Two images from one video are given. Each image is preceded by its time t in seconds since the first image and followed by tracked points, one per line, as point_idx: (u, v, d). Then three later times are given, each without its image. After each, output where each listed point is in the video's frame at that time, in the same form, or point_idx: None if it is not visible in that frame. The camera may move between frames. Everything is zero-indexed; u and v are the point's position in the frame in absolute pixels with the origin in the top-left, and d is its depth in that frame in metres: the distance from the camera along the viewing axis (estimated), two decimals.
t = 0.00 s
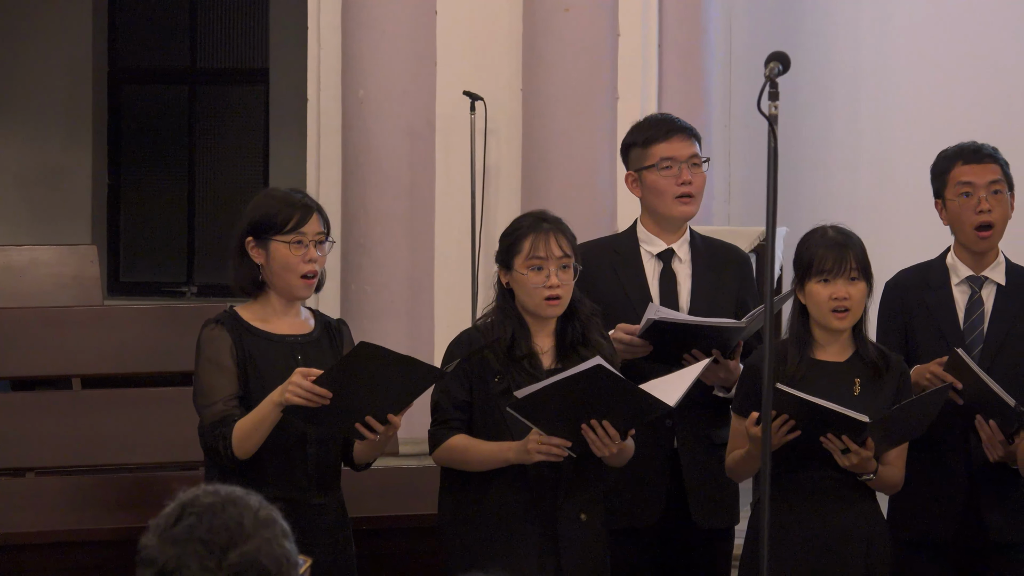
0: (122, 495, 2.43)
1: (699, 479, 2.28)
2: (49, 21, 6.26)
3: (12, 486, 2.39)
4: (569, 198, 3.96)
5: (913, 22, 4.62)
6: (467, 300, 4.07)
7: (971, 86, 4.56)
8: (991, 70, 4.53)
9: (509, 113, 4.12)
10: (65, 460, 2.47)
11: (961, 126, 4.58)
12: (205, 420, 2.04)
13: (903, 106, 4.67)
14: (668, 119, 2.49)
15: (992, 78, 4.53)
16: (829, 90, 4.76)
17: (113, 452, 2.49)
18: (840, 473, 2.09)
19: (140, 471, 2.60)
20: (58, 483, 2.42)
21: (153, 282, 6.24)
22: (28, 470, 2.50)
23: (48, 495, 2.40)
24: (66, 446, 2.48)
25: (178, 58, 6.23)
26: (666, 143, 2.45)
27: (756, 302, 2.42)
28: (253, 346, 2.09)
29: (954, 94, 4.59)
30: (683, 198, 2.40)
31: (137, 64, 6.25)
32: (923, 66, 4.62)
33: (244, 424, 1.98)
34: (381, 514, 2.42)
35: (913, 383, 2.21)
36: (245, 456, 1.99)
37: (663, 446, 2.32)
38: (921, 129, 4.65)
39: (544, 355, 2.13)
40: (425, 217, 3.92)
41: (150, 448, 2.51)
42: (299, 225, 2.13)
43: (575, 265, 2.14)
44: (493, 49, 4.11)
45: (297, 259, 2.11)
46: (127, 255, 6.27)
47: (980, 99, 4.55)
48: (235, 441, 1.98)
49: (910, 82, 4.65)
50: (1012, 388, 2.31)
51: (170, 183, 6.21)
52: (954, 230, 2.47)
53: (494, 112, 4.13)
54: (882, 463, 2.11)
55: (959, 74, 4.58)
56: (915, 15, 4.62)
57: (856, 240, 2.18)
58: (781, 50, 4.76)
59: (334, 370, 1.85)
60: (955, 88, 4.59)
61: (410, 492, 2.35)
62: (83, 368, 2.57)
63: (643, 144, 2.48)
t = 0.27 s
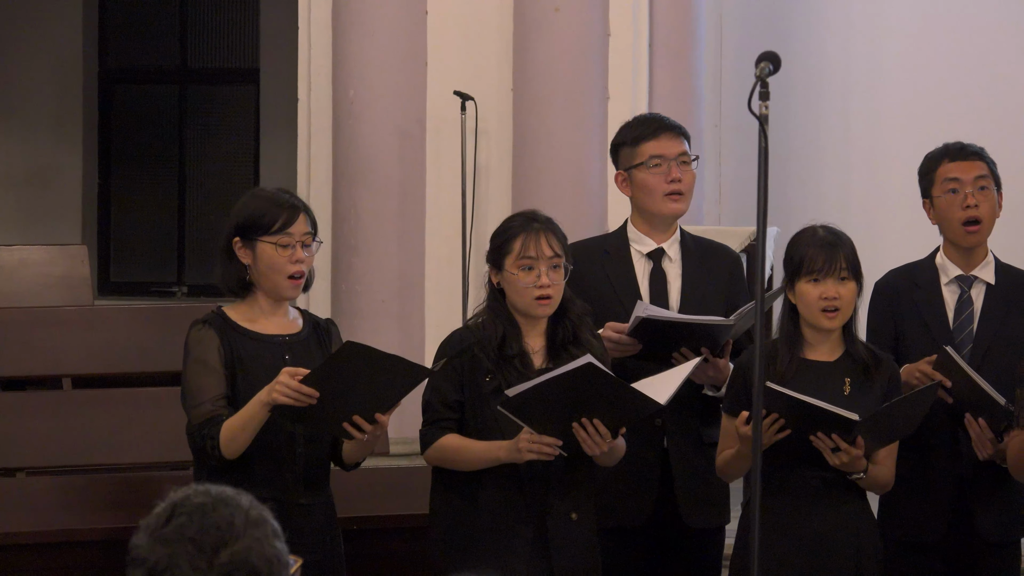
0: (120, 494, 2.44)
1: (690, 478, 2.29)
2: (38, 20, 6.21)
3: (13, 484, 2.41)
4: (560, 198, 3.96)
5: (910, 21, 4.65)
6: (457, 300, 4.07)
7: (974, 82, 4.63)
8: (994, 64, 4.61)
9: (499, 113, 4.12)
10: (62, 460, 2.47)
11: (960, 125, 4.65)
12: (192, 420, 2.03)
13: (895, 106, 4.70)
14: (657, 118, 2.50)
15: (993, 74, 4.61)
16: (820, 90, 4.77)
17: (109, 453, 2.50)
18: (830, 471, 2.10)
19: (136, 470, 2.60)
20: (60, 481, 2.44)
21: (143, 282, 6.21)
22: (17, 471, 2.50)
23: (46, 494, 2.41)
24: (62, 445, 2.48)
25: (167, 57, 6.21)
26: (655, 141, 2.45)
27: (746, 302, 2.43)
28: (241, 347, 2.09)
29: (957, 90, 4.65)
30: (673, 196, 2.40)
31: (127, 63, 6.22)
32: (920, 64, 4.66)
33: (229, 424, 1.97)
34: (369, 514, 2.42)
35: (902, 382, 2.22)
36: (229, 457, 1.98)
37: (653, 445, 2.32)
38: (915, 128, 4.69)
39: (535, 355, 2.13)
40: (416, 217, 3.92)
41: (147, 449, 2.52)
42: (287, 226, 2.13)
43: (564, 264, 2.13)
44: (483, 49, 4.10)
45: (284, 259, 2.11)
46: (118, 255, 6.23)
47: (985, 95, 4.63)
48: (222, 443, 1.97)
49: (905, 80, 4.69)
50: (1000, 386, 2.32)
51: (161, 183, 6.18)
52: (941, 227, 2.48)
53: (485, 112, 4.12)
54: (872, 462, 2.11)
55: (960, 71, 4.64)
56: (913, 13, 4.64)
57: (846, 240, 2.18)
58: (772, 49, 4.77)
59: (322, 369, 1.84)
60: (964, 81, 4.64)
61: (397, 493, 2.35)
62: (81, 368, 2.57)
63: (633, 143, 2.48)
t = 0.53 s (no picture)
0: (115, 494, 2.43)
1: (681, 478, 2.29)
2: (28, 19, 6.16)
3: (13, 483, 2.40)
4: (551, 198, 3.96)
5: (910, 21, 4.67)
6: (447, 301, 4.07)
7: (977, 83, 4.64)
8: (994, 63, 4.62)
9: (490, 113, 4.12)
10: (65, 459, 2.47)
11: (959, 125, 4.67)
12: (181, 419, 2.03)
13: (886, 106, 4.73)
14: (650, 117, 2.50)
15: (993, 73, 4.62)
16: (810, 90, 4.79)
17: (103, 454, 2.49)
18: (820, 471, 2.10)
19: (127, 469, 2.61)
20: (58, 482, 2.44)
21: (136, 282, 6.21)
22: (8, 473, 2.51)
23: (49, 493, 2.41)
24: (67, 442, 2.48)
25: (158, 58, 6.18)
26: (647, 140, 2.45)
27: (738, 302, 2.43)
28: (230, 347, 2.08)
29: (956, 90, 4.66)
30: (665, 194, 2.40)
31: (118, 63, 6.20)
32: (918, 64, 4.68)
33: (217, 424, 1.97)
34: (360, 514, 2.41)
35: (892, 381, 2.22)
36: (218, 457, 1.98)
37: (644, 445, 2.33)
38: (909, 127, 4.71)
39: (526, 355, 2.12)
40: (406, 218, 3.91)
41: (151, 446, 2.51)
42: (274, 227, 2.12)
43: (556, 265, 2.13)
44: (475, 49, 4.10)
45: (272, 260, 2.10)
46: (109, 256, 6.21)
47: (983, 96, 4.64)
48: (210, 443, 1.97)
49: (899, 80, 4.71)
50: (992, 386, 2.33)
51: (152, 184, 6.16)
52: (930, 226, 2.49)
53: (476, 112, 4.12)
54: (863, 462, 2.11)
55: (960, 70, 4.65)
56: (914, 13, 4.67)
57: (835, 240, 2.19)
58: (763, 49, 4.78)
59: (309, 369, 1.84)
60: (962, 83, 4.65)
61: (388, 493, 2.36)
62: (84, 369, 2.57)
63: (626, 142, 2.48)
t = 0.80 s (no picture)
0: (107, 493, 2.43)
1: (672, 478, 2.29)
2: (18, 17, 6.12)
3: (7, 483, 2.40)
4: (542, 198, 3.96)
5: (911, 21, 4.69)
6: (438, 300, 4.06)
7: (978, 85, 4.69)
8: (990, 62, 4.67)
9: (482, 113, 4.12)
10: (64, 458, 2.48)
11: (960, 125, 4.72)
12: (170, 419, 2.02)
13: (878, 106, 4.76)
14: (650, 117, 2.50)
15: (996, 72, 4.67)
16: (802, 91, 4.81)
17: (95, 454, 2.51)
18: (812, 472, 2.10)
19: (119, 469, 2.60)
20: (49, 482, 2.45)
21: (125, 285, 6.13)
22: None
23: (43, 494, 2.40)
24: (66, 441, 2.50)
25: (149, 58, 6.08)
26: (647, 141, 2.45)
27: (731, 301, 2.43)
28: (220, 345, 2.07)
29: (959, 91, 4.71)
30: (662, 196, 2.40)
31: (109, 62, 6.12)
32: (917, 64, 4.72)
33: (207, 424, 1.96)
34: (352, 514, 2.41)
35: (883, 381, 2.22)
36: (208, 457, 1.97)
37: (637, 445, 2.33)
38: (907, 128, 4.74)
39: (519, 355, 2.12)
40: (397, 218, 3.90)
41: (151, 445, 2.54)
42: (263, 227, 2.11)
43: (548, 266, 2.12)
44: (468, 49, 4.10)
45: (261, 260, 2.10)
46: (100, 256, 6.14)
47: (986, 99, 4.69)
48: (200, 443, 1.96)
49: (894, 80, 4.74)
50: (983, 386, 2.34)
51: (143, 183, 6.09)
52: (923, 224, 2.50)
53: (468, 111, 4.12)
54: (854, 462, 2.11)
55: (962, 71, 4.69)
56: (914, 13, 4.69)
57: (826, 240, 2.19)
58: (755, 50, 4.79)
59: (299, 369, 1.83)
60: (962, 83, 4.70)
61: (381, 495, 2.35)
62: (78, 368, 2.57)
63: (624, 143, 2.48)
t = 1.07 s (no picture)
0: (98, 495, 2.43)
1: (663, 479, 2.29)
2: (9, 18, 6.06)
3: None
4: (533, 198, 3.97)
5: (911, 21, 4.71)
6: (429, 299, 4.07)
7: (970, 82, 4.70)
8: (984, 62, 4.68)
9: (474, 113, 4.11)
10: (61, 458, 2.50)
11: (960, 124, 4.72)
12: (163, 420, 2.02)
13: (870, 107, 4.78)
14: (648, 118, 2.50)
15: (991, 72, 4.67)
16: (793, 91, 4.83)
17: (87, 454, 2.51)
18: (804, 473, 2.11)
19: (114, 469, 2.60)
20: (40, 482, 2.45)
21: (119, 283, 6.08)
22: None
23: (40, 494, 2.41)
24: (60, 444, 2.50)
25: (142, 61, 6.03)
26: (644, 142, 2.45)
27: (724, 302, 2.44)
28: (213, 346, 2.07)
29: (954, 92, 4.72)
30: (657, 198, 2.40)
31: (100, 63, 6.05)
32: (911, 65, 4.73)
33: (200, 424, 1.96)
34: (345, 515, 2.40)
35: (875, 381, 2.23)
36: (201, 457, 1.97)
37: (629, 446, 2.33)
38: (903, 129, 4.76)
39: (512, 355, 2.12)
40: (389, 217, 3.91)
41: (146, 448, 2.55)
42: (254, 225, 2.11)
43: (542, 266, 2.12)
44: (461, 49, 4.09)
45: (253, 259, 2.09)
46: (92, 256, 6.09)
47: (977, 97, 4.70)
48: (193, 442, 1.96)
49: (887, 81, 4.76)
50: (975, 387, 2.34)
51: (134, 184, 6.04)
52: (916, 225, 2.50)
53: (460, 111, 4.11)
54: (846, 462, 2.11)
55: (958, 71, 4.71)
56: (914, 13, 4.71)
57: (816, 240, 2.19)
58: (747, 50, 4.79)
59: (291, 369, 1.82)
60: (955, 82, 4.71)
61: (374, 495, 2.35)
62: (67, 368, 2.55)
63: (621, 144, 2.48)
